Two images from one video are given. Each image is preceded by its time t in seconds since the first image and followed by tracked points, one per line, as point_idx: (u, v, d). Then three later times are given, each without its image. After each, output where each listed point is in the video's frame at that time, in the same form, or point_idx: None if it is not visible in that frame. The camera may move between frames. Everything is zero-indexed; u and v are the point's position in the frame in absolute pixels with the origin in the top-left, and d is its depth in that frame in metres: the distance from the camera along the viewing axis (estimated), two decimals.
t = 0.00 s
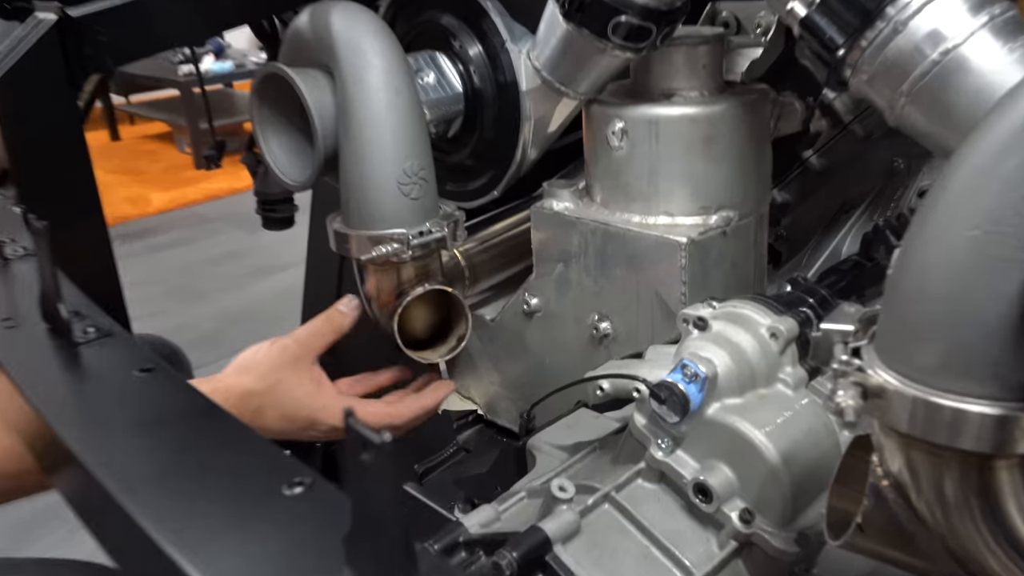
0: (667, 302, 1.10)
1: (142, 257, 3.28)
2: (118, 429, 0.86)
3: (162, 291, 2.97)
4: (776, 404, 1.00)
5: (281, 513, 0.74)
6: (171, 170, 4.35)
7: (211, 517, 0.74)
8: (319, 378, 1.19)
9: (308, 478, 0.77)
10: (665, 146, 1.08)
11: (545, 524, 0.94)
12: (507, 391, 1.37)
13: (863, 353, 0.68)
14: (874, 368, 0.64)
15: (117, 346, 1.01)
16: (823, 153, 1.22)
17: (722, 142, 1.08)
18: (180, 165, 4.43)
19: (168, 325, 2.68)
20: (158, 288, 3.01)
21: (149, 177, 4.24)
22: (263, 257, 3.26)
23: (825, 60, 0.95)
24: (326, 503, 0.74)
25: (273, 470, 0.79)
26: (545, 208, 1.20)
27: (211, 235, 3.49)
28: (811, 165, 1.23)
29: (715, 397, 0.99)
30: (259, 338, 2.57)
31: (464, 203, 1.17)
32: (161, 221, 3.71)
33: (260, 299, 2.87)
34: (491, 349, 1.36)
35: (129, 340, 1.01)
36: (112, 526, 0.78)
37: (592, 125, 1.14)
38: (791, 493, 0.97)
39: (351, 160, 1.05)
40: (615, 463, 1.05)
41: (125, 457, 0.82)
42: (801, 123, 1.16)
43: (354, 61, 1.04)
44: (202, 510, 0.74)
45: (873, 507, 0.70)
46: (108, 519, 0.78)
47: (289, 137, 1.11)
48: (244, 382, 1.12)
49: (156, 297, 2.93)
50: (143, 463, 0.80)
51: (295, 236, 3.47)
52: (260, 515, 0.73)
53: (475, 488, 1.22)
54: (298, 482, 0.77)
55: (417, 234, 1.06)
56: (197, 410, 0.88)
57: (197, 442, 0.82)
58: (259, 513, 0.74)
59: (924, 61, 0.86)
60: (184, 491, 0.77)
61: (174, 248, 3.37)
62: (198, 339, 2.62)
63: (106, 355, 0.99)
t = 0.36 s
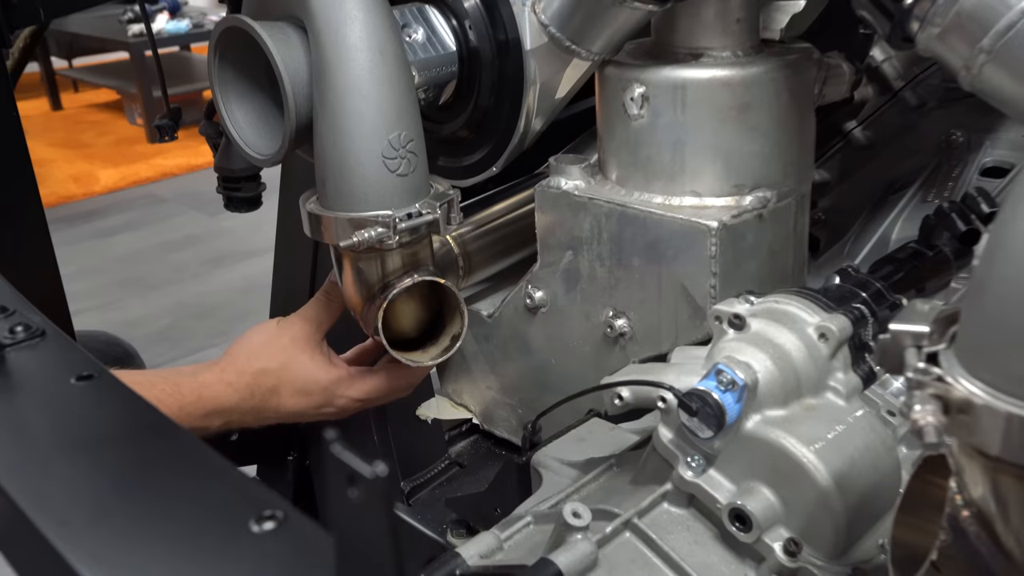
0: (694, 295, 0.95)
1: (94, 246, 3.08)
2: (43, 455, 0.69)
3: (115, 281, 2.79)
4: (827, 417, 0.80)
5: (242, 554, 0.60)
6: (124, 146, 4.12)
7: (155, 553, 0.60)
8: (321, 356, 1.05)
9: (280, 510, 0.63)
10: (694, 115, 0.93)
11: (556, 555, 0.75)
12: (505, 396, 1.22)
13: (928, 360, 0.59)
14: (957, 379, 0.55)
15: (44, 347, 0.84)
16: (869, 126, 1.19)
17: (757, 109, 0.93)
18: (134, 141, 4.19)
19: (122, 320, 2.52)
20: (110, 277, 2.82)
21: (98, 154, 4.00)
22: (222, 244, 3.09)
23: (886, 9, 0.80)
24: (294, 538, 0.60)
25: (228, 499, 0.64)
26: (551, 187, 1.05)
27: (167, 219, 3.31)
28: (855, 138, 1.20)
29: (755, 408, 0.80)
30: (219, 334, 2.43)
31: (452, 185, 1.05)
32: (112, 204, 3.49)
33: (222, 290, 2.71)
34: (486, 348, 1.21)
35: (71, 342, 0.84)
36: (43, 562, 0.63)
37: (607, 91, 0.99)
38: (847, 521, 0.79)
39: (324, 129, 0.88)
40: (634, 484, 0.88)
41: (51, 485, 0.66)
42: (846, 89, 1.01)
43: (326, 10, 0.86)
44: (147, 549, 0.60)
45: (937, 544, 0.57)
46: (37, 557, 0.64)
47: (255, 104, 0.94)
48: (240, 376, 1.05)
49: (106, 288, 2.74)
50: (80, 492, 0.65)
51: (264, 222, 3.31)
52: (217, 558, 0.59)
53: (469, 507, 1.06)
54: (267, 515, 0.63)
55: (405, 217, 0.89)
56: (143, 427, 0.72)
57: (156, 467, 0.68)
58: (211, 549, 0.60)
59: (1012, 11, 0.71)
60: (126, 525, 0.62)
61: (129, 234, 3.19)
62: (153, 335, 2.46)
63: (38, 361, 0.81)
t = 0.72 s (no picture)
0: (722, 290, 0.88)
1: (76, 222, 2.78)
2: (32, 440, 0.57)
3: (96, 262, 2.49)
4: (864, 425, 0.70)
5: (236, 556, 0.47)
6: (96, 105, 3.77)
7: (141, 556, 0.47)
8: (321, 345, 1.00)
9: (280, 504, 0.50)
10: (729, 96, 0.86)
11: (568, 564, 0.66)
12: (515, 393, 1.16)
13: (981, 366, 0.52)
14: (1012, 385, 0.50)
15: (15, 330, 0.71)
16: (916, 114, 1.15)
17: (798, 91, 0.86)
18: (105, 101, 3.79)
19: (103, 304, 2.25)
20: (91, 259, 2.52)
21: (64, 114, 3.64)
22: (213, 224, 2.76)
23: None
24: (299, 535, 0.47)
25: (225, 491, 0.51)
26: (571, 170, 0.98)
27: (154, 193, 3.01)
28: (900, 126, 1.15)
29: (785, 412, 0.69)
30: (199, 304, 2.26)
31: (467, 166, 0.98)
32: (94, 176, 3.18)
33: (207, 272, 2.43)
34: (496, 343, 1.15)
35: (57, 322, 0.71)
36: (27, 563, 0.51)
37: (635, 70, 0.92)
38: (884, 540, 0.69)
39: (330, 100, 0.81)
40: (654, 492, 0.79)
41: (35, 470, 0.54)
42: (894, 74, 0.94)
43: None
44: (134, 546, 0.47)
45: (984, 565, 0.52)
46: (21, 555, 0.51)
47: (257, 75, 0.88)
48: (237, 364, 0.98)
49: (86, 271, 2.44)
50: (65, 481, 0.52)
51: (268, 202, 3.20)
52: (208, 560, 0.46)
53: (474, 513, 1.01)
54: (265, 509, 0.49)
55: (415, 197, 0.82)
56: (133, 417, 0.58)
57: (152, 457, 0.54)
58: (203, 553, 0.47)
59: None
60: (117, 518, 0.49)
61: (115, 208, 2.89)
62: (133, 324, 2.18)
63: (18, 341, 0.68)
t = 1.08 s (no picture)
0: (752, 282, 0.83)
1: (66, 208, 2.74)
2: (32, 420, 0.50)
3: (89, 249, 2.45)
4: (902, 426, 0.63)
5: (238, 550, 0.41)
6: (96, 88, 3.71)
7: (143, 549, 0.41)
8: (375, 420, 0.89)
9: (288, 493, 0.44)
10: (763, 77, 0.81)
11: (587, 567, 0.61)
12: (531, 390, 1.11)
13: None
14: None
15: None
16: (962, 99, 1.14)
17: (837, 71, 0.81)
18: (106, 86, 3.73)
19: (99, 291, 2.21)
20: (82, 246, 2.48)
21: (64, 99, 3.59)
22: (212, 209, 2.73)
23: None
24: (305, 528, 0.42)
25: (231, 479, 0.46)
26: (594, 155, 0.93)
27: (150, 179, 2.97)
28: (947, 112, 1.14)
29: (818, 411, 0.64)
30: (194, 293, 2.22)
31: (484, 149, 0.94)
32: (88, 161, 3.14)
33: (206, 261, 2.39)
34: (511, 337, 1.11)
35: (60, 305, 0.60)
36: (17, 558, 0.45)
37: (663, 48, 0.87)
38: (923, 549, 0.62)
39: (341, 77, 0.76)
40: (677, 494, 0.73)
41: (36, 453, 0.47)
42: (939, 54, 0.88)
43: None
44: (136, 535, 0.42)
45: None
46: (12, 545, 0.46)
47: (263, 51, 0.84)
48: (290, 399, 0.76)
49: (79, 257, 2.41)
50: (66, 462, 0.47)
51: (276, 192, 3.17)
52: (210, 556, 0.41)
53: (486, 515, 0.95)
54: (273, 499, 0.44)
55: (428, 181, 0.78)
56: (141, 400, 0.51)
57: (162, 443, 0.48)
58: (208, 548, 0.42)
59: None
60: (124, 505, 0.44)
61: (105, 194, 2.84)
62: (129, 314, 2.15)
63: (14, 325, 0.57)
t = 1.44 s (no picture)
0: (769, 275, 0.81)
1: (59, 197, 2.74)
2: (33, 397, 0.44)
3: (82, 238, 2.45)
4: (919, 421, 0.61)
5: (247, 525, 0.35)
6: (102, 78, 3.71)
7: (147, 526, 0.36)
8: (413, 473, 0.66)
9: (293, 470, 0.38)
10: (783, 64, 0.79)
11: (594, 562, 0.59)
12: (541, 384, 1.10)
13: None
14: None
15: None
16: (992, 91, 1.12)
17: (860, 58, 0.78)
18: (113, 74, 3.75)
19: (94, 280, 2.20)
20: (76, 235, 2.48)
21: (68, 89, 3.62)
22: (212, 198, 2.73)
23: None
24: (313, 507, 0.36)
25: (234, 454, 0.39)
26: (609, 142, 0.91)
27: (150, 168, 2.96)
28: (977, 104, 1.12)
29: (833, 405, 0.62)
30: (191, 285, 2.21)
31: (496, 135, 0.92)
32: (82, 149, 3.13)
33: (202, 253, 2.38)
34: (521, 329, 1.09)
35: (61, 285, 0.54)
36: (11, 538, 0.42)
37: (681, 34, 0.85)
38: (941, 549, 0.60)
39: (350, 57, 0.74)
40: (688, 489, 0.71)
41: (31, 429, 0.41)
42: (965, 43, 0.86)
43: None
44: (138, 514, 0.36)
45: None
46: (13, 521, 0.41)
47: (269, 33, 0.83)
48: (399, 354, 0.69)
49: (73, 246, 2.41)
50: (67, 437, 0.41)
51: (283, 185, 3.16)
52: (217, 529, 0.35)
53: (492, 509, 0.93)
54: (276, 477, 0.38)
55: (438, 165, 0.76)
56: (136, 374, 0.45)
57: (165, 418, 0.42)
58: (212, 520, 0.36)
59: None
60: (129, 480, 0.38)
61: (105, 182, 2.84)
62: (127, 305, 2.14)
63: (8, 303, 0.52)
